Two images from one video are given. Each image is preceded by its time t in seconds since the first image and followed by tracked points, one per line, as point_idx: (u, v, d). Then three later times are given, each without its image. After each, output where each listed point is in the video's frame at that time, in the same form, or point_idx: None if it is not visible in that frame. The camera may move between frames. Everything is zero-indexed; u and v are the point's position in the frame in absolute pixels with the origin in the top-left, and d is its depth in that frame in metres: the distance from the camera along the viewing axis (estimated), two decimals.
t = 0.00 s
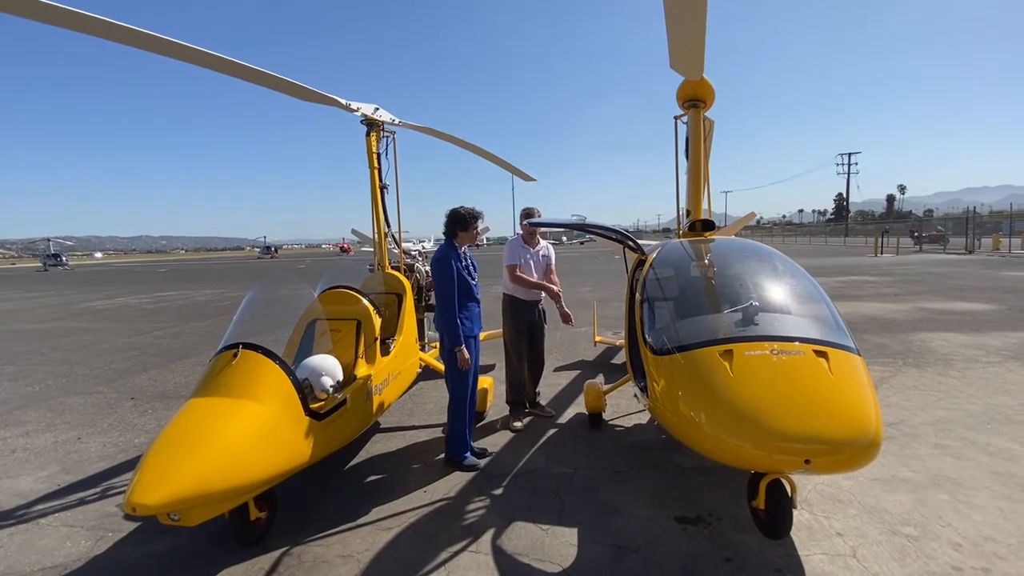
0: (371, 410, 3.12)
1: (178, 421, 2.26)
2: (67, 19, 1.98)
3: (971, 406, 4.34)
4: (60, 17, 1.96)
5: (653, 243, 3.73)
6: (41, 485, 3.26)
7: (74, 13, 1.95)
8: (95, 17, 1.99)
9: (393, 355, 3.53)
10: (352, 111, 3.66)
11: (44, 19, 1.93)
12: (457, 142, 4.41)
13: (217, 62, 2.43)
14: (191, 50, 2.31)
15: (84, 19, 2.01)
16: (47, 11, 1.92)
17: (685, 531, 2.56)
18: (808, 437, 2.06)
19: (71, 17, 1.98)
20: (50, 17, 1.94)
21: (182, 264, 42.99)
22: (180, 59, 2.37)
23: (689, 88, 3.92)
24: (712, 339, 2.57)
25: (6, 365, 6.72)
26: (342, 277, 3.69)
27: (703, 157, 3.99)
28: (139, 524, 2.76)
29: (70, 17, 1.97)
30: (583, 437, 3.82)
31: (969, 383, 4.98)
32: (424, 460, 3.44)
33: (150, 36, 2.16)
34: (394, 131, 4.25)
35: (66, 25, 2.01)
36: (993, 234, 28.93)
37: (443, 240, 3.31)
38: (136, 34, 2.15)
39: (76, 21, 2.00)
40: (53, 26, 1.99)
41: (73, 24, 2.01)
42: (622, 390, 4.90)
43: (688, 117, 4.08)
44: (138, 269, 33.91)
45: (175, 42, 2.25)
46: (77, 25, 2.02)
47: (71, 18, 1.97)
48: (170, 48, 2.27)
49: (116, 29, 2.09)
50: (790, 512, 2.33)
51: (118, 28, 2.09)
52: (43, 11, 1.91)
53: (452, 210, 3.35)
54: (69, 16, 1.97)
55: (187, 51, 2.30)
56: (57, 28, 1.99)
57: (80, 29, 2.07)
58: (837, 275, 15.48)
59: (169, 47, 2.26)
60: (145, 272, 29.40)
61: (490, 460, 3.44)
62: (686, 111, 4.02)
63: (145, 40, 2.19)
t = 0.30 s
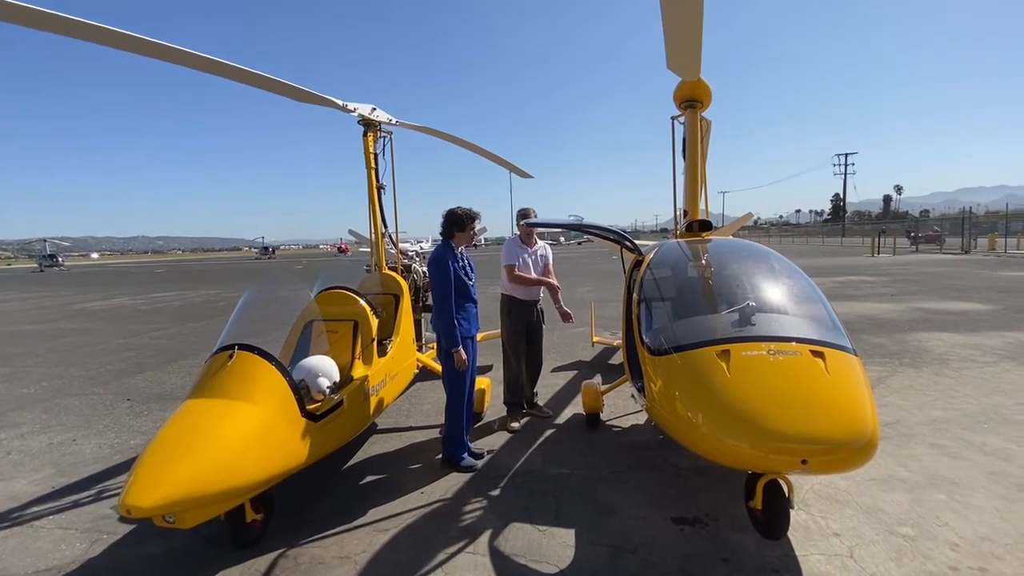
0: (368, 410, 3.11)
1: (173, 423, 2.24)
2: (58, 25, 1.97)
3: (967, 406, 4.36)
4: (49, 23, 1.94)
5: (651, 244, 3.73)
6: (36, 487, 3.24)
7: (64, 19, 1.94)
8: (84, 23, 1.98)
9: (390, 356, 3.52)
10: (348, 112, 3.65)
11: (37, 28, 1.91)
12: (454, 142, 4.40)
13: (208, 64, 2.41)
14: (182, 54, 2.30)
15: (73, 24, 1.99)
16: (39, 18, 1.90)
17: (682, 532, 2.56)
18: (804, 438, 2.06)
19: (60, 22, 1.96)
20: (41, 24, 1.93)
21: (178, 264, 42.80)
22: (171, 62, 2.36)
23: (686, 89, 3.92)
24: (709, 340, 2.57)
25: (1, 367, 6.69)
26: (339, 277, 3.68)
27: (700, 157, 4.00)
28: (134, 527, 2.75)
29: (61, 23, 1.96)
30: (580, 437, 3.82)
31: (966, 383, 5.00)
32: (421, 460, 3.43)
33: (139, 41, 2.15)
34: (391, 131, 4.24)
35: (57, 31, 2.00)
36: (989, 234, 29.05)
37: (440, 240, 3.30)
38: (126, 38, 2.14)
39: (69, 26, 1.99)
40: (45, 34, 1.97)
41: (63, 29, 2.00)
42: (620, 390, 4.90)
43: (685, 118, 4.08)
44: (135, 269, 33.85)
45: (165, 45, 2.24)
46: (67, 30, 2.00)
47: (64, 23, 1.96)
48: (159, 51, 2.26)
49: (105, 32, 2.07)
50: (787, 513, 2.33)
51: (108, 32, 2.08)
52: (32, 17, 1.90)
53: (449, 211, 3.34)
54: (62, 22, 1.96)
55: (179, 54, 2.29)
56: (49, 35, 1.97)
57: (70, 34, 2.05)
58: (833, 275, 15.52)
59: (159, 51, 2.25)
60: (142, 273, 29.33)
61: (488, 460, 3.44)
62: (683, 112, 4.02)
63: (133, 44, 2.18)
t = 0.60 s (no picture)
0: (362, 413, 3.09)
1: (162, 427, 2.21)
2: (40, 29, 1.93)
3: (963, 407, 4.35)
4: (31, 26, 1.90)
5: (647, 245, 3.71)
6: (25, 491, 3.20)
7: (46, 22, 1.91)
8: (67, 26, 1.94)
9: (385, 358, 3.49)
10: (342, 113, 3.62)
11: (21, 35, 1.90)
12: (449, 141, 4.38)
13: (197, 66, 2.38)
14: (169, 55, 2.26)
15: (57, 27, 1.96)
16: (21, 21, 1.89)
17: (678, 535, 2.54)
18: (800, 440, 2.05)
19: (42, 26, 1.92)
20: (24, 28, 1.90)
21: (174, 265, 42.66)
22: (158, 63, 2.32)
23: (682, 89, 3.90)
24: (705, 341, 2.55)
25: None
26: (333, 278, 3.65)
27: (696, 158, 3.98)
28: (125, 531, 2.71)
29: (43, 26, 1.92)
30: (576, 439, 3.80)
31: (962, 384, 5.00)
32: (416, 463, 3.41)
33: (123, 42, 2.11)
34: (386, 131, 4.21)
35: (40, 34, 1.96)
36: (984, 235, 29.17)
37: (435, 241, 3.27)
38: (111, 40, 2.10)
39: (52, 30, 1.95)
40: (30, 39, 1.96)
41: (46, 34, 1.96)
42: (616, 391, 4.88)
43: (680, 118, 4.07)
44: (130, 270, 33.71)
45: (151, 47, 2.20)
46: (49, 33, 1.96)
47: (48, 27, 1.95)
48: (145, 53, 2.22)
49: (88, 35, 2.03)
50: (783, 516, 2.31)
51: (92, 35, 2.04)
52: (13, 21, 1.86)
53: (444, 212, 3.32)
54: (44, 26, 1.92)
55: (166, 55, 2.25)
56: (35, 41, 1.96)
57: (53, 37, 2.01)
58: (830, 275, 15.54)
59: (145, 53, 2.21)
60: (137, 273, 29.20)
61: (482, 463, 3.41)
62: (679, 112, 4.00)
63: (118, 45, 2.14)
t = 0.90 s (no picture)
0: (356, 416, 3.05)
1: (151, 431, 2.18)
2: (23, 31, 1.89)
3: (960, 408, 4.35)
4: (14, 28, 1.87)
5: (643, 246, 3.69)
6: (13, 495, 3.16)
7: (29, 24, 1.87)
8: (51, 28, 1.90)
9: (379, 359, 3.46)
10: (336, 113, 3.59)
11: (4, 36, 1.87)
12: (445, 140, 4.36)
13: (186, 66, 2.34)
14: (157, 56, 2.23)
15: (41, 29, 1.92)
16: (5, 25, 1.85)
17: (675, 539, 2.51)
18: (798, 443, 2.02)
19: (26, 29, 1.88)
20: (7, 30, 1.87)
21: (169, 265, 42.46)
22: (146, 64, 2.29)
23: (678, 90, 3.89)
24: (702, 343, 2.53)
25: None
26: (327, 280, 3.62)
27: (692, 158, 3.96)
28: (113, 537, 2.67)
29: (26, 28, 1.88)
30: (572, 441, 3.77)
31: (958, 385, 4.99)
32: (411, 466, 3.38)
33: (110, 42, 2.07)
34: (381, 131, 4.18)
35: (23, 36, 1.92)
36: (979, 236, 29.30)
37: (430, 241, 3.24)
38: (97, 41, 2.07)
39: (35, 32, 1.92)
40: (15, 41, 1.93)
41: (30, 36, 1.92)
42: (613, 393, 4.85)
43: (677, 119, 4.05)
44: (124, 271, 33.55)
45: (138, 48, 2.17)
46: (33, 35, 1.92)
47: (33, 30, 1.91)
48: (133, 53, 2.19)
49: (73, 36, 1.99)
50: (781, 520, 2.29)
51: (77, 36, 2.00)
52: None
53: (439, 213, 3.29)
54: (27, 29, 1.88)
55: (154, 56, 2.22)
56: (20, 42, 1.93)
57: (38, 40, 1.97)
58: (826, 276, 15.57)
59: (133, 54, 2.18)
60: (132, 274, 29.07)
61: (478, 466, 3.38)
62: (676, 113, 3.99)
63: (105, 46, 2.10)
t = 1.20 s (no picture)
0: (345, 420, 2.99)
1: (130, 436, 2.11)
2: None
3: (956, 410, 4.32)
4: None
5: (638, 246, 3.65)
6: None
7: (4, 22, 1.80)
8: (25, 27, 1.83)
9: (370, 362, 3.40)
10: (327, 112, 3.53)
11: None
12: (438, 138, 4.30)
13: (168, 64, 2.28)
14: (138, 53, 2.16)
15: (14, 28, 1.85)
16: None
17: (669, 545, 2.46)
18: (794, 448, 1.98)
19: None
20: None
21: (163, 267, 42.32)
22: (128, 62, 2.22)
23: (673, 89, 3.86)
24: (697, 345, 2.48)
25: None
26: (317, 280, 3.57)
27: (687, 158, 3.93)
28: (94, 544, 2.60)
29: None
30: (566, 445, 3.72)
31: (954, 386, 4.97)
32: (402, 471, 3.32)
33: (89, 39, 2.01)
34: (373, 130, 4.13)
35: None
36: (972, 238, 29.47)
37: (422, 241, 3.19)
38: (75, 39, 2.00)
39: (10, 31, 1.85)
40: None
41: (4, 34, 1.85)
42: (607, 395, 4.81)
43: (672, 118, 4.02)
44: (118, 272, 33.35)
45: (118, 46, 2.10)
46: (6, 34, 1.85)
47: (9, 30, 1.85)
48: (113, 51, 2.12)
49: (49, 34, 1.93)
50: (777, 526, 2.24)
51: (53, 35, 1.94)
52: None
53: (431, 213, 3.24)
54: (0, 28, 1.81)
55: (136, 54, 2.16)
56: None
57: (12, 39, 1.90)
58: (821, 278, 15.60)
59: (114, 51, 2.12)
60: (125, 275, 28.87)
61: (470, 470, 3.32)
62: (671, 112, 3.95)
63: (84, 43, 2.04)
